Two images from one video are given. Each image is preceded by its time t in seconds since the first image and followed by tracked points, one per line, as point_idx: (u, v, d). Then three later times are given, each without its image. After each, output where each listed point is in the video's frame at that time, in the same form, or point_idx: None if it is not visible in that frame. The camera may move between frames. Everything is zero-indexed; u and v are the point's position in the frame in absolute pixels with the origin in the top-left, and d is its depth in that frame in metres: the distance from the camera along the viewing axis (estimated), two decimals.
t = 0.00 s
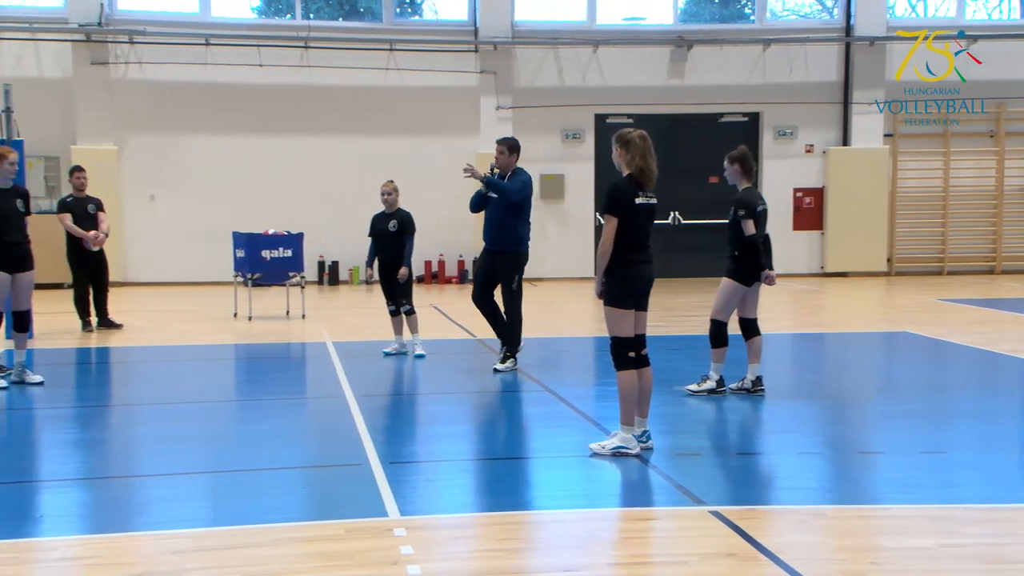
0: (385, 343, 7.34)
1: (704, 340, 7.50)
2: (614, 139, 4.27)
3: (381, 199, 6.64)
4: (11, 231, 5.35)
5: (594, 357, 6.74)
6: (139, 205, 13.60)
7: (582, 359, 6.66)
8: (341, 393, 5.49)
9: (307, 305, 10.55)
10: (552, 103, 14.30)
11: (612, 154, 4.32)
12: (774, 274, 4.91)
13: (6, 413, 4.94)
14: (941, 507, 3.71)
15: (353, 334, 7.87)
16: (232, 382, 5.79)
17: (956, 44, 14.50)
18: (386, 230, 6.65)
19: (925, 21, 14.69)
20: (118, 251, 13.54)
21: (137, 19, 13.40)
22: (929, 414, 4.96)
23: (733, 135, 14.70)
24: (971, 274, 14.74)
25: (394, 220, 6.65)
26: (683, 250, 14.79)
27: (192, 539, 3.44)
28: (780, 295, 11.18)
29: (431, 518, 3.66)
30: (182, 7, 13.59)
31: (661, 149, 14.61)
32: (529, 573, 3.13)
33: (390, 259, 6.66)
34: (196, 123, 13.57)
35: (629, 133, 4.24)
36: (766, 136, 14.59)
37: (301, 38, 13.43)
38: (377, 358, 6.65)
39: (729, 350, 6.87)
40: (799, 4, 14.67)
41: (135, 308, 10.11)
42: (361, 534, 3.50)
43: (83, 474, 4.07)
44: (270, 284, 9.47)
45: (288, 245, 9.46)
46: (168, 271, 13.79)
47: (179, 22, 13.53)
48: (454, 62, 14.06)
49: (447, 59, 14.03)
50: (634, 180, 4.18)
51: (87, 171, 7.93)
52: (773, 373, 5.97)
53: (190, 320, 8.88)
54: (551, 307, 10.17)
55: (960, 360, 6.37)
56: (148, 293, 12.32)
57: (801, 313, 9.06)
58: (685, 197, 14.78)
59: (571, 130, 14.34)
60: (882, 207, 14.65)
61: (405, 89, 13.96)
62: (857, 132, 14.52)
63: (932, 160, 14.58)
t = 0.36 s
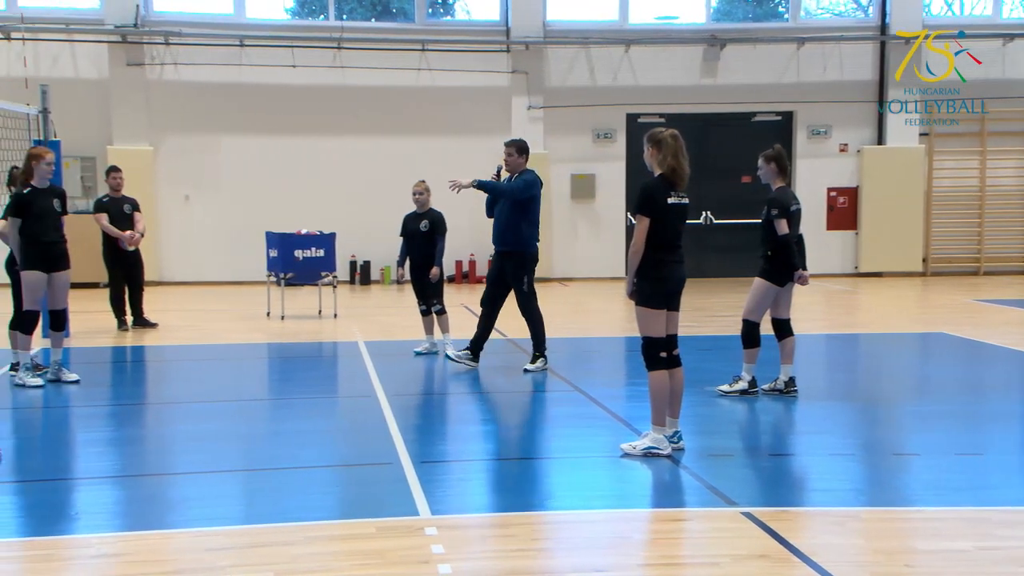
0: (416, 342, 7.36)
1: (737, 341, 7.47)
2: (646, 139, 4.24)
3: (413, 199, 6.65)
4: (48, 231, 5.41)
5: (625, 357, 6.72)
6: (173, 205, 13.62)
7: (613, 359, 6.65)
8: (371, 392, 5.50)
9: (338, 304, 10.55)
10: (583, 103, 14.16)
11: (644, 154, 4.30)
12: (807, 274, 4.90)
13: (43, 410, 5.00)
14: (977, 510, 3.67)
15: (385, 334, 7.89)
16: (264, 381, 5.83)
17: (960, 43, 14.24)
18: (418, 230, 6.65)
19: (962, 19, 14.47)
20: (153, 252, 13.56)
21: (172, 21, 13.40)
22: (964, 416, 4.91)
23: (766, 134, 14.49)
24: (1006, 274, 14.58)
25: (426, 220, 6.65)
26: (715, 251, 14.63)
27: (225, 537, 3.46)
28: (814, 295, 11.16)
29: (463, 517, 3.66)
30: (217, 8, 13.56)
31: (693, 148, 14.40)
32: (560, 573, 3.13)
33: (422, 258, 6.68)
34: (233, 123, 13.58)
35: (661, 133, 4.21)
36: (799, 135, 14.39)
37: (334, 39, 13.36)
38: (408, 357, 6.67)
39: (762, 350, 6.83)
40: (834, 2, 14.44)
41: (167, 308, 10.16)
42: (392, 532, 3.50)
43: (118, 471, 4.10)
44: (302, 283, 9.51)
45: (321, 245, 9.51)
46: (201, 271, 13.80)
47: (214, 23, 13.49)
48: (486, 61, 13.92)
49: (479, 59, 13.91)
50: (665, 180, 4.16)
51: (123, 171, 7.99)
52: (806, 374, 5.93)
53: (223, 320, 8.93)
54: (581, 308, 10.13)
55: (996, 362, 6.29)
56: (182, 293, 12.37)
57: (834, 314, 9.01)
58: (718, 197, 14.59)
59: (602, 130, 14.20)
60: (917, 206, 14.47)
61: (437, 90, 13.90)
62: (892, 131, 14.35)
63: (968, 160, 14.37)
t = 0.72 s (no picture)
0: (445, 342, 7.38)
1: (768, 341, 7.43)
2: (676, 137, 4.22)
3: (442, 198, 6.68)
4: (82, 231, 5.46)
5: (654, 357, 6.71)
6: (207, 205, 13.70)
7: (642, 359, 6.64)
8: (400, 391, 5.52)
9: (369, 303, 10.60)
10: (614, 102, 14.12)
11: (675, 153, 4.28)
12: (841, 274, 4.89)
13: (77, 409, 5.05)
14: (1013, 512, 3.63)
15: (415, 333, 7.91)
16: (296, 379, 5.87)
17: (959, 43, 14.04)
18: (447, 231, 6.69)
19: (997, 18, 14.31)
20: (187, 252, 13.64)
21: (204, 22, 13.42)
22: (998, 418, 4.85)
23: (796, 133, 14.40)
24: None
25: (455, 220, 6.67)
26: (747, 251, 14.53)
27: (256, 535, 3.48)
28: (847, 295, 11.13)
29: (492, 517, 3.66)
30: (248, 9, 13.57)
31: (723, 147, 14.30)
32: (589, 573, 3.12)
33: (452, 258, 6.72)
34: (263, 124, 13.64)
35: (692, 132, 4.19)
36: (832, 135, 14.26)
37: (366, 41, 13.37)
38: (437, 357, 6.69)
39: (793, 351, 6.79)
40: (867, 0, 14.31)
41: (199, 307, 10.23)
42: (422, 531, 3.51)
43: (151, 469, 4.13)
44: (333, 283, 9.56)
45: (351, 245, 9.55)
46: (229, 271, 13.85)
47: (246, 25, 13.53)
48: (516, 61, 13.90)
49: (508, 59, 13.89)
50: (696, 180, 4.15)
51: (157, 172, 8.06)
52: (838, 376, 5.89)
53: (255, 319, 8.98)
54: (610, 307, 10.11)
55: None
56: (212, 293, 12.45)
57: (865, 314, 8.96)
58: (750, 197, 14.49)
59: (632, 129, 14.16)
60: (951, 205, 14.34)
61: (467, 90, 13.90)
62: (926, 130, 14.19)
63: (1002, 159, 14.22)
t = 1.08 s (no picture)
0: (473, 341, 7.39)
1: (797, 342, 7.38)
2: (704, 137, 4.20)
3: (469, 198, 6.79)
4: (112, 230, 5.52)
5: (682, 358, 6.69)
6: (237, 205, 13.76)
7: (670, 359, 6.62)
8: (426, 391, 5.54)
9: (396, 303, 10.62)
10: (642, 102, 14.07)
11: (702, 152, 4.26)
12: (870, 275, 4.83)
13: (109, 407, 5.10)
14: None
15: (442, 333, 7.92)
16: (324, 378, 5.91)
17: (960, 43, 13.90)
18: (474, 230, 6.75)
19: None
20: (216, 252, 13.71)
21: (236, 23, 13.50)
22: None
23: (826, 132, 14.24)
24: None
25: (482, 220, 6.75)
26: (776, 251, 14.39)
27: (285, 533, 3.49)
28: (878, 295, 11.03)
29: (518, 517, 3.66)
30: (278, 10, 13.63)
31: (752, 146, 14.20)
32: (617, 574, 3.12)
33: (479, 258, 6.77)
34: (290, 124, 13.70)
35: (720, 131, 4.17)
36: (862, 133, 14.17)
37: (394, 40, 13.40)
38: (464, 356, 6.72)
39: (822, 352, 6.74)
40: None
41: (228, 307, 10.29)
42: (449, 531, 3.52)
43: (180, 467, 4.17)
44: (361, 283, 9.60)
45: (379, 245, 9.58)
46: (254, 270, 13.90)
47: (275, 26, 13.59)
48: (543, 61, 13.88)
49: (535, 59, 13.90)
50: (725, 179, 4.12)
51: (187, 172, 8.12)
52: (868, 377, 5.84)
53: (284, 319, 9.03)
54: (637, 307, 10.08)
55: None
56: (240, 292, 12.51)
57: (895, 315, 8.88)
58: (779, 197, 14.35)
59: (660, 129, 14.09)
60: (982, 204, 14.19)
61: (494, 90, 13.89)
62: (956, 128, 14.06)
63: None
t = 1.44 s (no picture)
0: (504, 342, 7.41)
1: (829, 343, 7.33)
2: (735, 136, 4.18)
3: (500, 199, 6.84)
4: (146, 230, 5.58)
5: (713, 358, 6.67)
6: (269, 206, 13.84)
7: (701, 360, 6.59)
8: (455, 390, 5.55)
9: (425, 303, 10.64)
10: (673, 101, 14.01)
11: (734, 151, 4.23)
12: (904, 274, 4.88)
13: (143, 405, 5.16)
14: None
15: (472, 333, 7.93)
16: (354, 377, 5.94)
17: (960, 43, 13.93)
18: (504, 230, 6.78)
19: None
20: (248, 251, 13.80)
21: (269, 23, 13.53)
22: None
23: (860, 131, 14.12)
24: None
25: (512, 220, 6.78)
26: (808, 251, 14.30)
27: (318, 532, 3.50)
28: (913, 296, 10.92)
29: (548, 517, 3.65)
30: (310, 11, 13.66)
31: (784, 146, 14.11)
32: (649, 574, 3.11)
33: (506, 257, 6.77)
34: (321, 124, 13.76)
35: (752, 130, 4.14)
36: (896, 132, 14.04)
37: (425, 40, 13.43)
38: (495, 355, 6.80)
39: (855, 353, 6.70)
40: None
41: (260, 306, 10.35)
42: (480, 531, 3.52)
43: (214, 465, 4.20)
44: (392, 282, 9.63)
45: (409, 245, 9.61)
46: (284, 269, 13.99)
47: (306, 26, 13.62)
48: (574, 61, 13.86)
49: (566, 59, 13.88)
50: (755, 178, 4.09)
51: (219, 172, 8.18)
52: (902, 378, 5.79)
53: (315, 318, 9.08)
54: (668, 307, 10.05)
55: None
56: (271, 292, 12.59)
57: (930, 316, 8.79)
58: (811, 196, 14.24)
59: (691, 128, 14.03)
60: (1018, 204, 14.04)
61: (524, 90, 13.87)
62: (992, 127, 13.91)
63: None
